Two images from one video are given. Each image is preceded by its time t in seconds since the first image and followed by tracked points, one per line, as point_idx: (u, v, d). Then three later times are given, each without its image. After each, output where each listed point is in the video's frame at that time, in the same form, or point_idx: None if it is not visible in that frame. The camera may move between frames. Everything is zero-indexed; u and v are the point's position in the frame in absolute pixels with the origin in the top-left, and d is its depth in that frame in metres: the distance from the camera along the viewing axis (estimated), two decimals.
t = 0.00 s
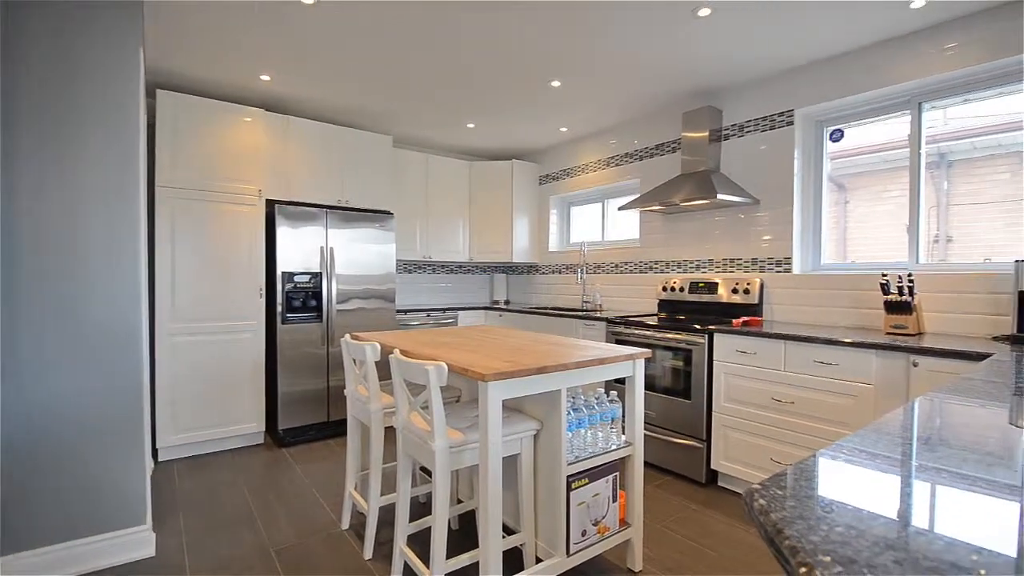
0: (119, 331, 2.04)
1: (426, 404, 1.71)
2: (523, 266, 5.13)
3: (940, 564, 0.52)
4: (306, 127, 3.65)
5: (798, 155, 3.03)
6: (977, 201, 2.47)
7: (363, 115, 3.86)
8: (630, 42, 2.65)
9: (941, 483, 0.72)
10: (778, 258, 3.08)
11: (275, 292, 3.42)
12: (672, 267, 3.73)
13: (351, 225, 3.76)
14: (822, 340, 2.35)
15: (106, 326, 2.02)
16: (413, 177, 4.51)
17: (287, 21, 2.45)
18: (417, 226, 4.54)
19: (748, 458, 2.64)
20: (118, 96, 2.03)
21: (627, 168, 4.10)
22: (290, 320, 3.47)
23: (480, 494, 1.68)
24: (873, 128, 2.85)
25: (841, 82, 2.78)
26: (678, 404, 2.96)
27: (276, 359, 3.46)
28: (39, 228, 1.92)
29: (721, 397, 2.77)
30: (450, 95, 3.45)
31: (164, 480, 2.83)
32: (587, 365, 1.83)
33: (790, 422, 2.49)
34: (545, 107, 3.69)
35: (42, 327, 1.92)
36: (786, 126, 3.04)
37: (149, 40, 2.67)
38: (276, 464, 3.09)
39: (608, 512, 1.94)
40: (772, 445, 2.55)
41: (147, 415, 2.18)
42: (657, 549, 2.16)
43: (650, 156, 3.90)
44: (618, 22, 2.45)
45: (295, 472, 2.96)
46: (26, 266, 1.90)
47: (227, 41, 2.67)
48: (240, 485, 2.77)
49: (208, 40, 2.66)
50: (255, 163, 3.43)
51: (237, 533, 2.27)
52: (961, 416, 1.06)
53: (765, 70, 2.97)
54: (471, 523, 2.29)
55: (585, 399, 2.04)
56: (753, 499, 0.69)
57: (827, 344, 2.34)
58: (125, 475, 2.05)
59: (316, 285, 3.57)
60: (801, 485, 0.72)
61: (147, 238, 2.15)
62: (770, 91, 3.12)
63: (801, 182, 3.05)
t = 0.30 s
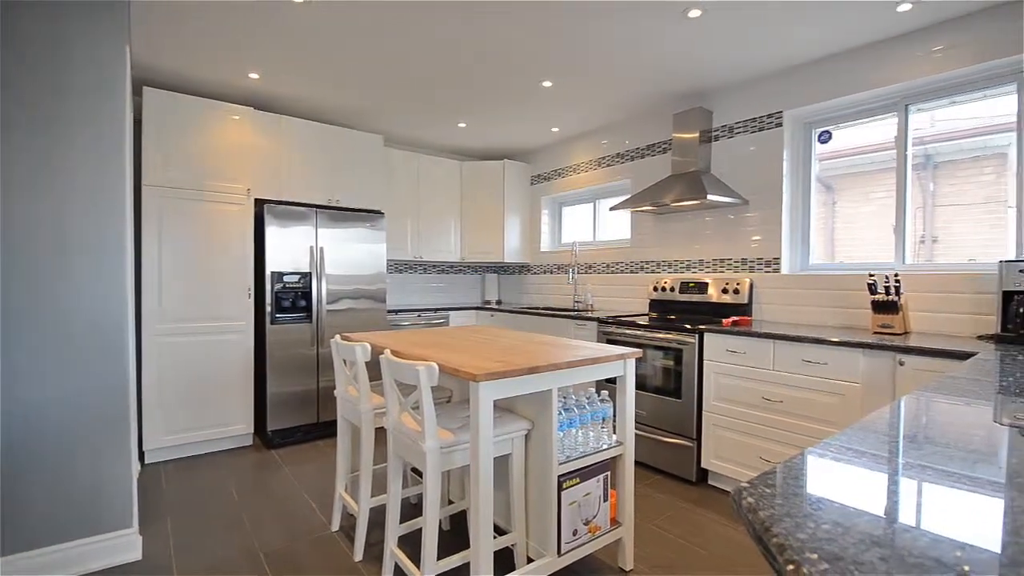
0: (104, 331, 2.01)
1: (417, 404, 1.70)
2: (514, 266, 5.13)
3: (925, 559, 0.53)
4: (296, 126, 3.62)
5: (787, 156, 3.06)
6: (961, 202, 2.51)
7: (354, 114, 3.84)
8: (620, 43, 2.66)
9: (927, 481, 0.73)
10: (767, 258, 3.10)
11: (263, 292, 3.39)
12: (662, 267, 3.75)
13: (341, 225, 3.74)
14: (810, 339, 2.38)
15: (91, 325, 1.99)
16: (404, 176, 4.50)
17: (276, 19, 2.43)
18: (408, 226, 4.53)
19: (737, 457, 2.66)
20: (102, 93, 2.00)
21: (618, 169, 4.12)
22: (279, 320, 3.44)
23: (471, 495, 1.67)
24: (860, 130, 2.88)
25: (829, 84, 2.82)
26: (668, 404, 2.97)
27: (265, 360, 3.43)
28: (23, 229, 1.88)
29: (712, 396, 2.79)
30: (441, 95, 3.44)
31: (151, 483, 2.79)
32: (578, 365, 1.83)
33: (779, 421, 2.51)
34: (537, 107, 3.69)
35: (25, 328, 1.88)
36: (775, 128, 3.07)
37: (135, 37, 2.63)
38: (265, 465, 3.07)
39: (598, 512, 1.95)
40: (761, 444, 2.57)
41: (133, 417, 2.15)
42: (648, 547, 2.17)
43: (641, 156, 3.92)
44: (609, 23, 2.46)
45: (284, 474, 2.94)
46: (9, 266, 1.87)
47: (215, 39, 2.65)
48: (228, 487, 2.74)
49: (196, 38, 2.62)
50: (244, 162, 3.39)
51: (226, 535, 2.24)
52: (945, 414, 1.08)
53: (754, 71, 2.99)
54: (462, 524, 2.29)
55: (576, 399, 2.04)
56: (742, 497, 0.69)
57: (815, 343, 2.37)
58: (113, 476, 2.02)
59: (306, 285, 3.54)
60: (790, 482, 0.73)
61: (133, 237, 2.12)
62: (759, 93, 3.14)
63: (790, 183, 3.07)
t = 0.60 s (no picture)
0: (88, 333, 1.98)
1: (407, 404, 1.70)
2: (505, 265, 5.13)
3: (909, 556, 0.53)
4: (285, 125, 3.59)
5: (775, 157, 3.08)
6: (946, 204, 2.54)
7: (343, 113, 3.82)
8: (610, 44, 2.67)
9: (913, 478, 0.73)
10: (756, 258, 3.13)
11: (251, 292, 3.36)
12: (653, 267, 3.76)
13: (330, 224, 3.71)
14: (798, 338, 2.40)
15: (74, 327, 1.96)
16: (394, 176, 4.48)
17: (264, 16, 2.41)
18: (398, 225, 4.51)
19: (727, 455, 2.68)
20: (86, 92, 1.97)
21: (608, 169, 4.13)
22: (267, 321, 3.40)
23: (461, 495, 1.67)
24: (847, 132, 2.92)
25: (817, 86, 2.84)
26: (659, 403, 2.99)
27: (253, 361, 3.39)
28: (9, 228, 1.86)
29: (701, 395, 2.80)
30: (432, 94, 3.43)
31: (136, 486, 2.75)
32: (568, 365, 1.83)
33: (767, 420, 2.53)
34: (527, 107, 3.69)
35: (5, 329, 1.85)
36: (764, 129, 3.09)
37: (120, 34, 2.59)
38: (254, 467, 3.04)
39: (589, 511, 1.95)
40: (750, 442, 2.59)
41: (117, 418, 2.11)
42: (638, 547, 2.18)
43: (631, 157, 3.94)
44: (599, 24, 2.47)
45: (273, 476, 2.91)
46: None
47: (202, 37, 2.62)
48: (215, 489, 2.71)
49: (183, 35, 2.59)
50: (232, 161, 3.36)
51: (213, 538, 2.22)
52: (929, 412, 1.09)
53: (743, 73, 3.02)
54: (452, 525, 2.28)
55: (566, 399, 2.05)
56: (729, 495, 0.70)
57: (803, 342, 2.39)
58: (101, 479, 1.99)
59: (294, 285, 3.51)
60: (779, 481, 0.74)
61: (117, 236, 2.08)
62: (748, 94, 3.17)
63: (778, 184, 3.10)
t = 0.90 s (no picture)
0: (73, 333, 1.95)
1: (397, 405, 1.69)
2: (496, 265, 5.13)
3: (894, 553, 0.54)
4: (274, 124, 3.56)
5: (764, 158, 3.11)
6: (931, 205, 2.58)
7: (333, 112, 3.80)
8: (600, 44, 2.68)
9: (899, 476, 0.74)
10: (745, 258, 3.16)
11: (239, 293, 3.32)
12: (643, 267, 3.78)
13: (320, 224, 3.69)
14: (786, 337, 2.42)
15: (58, 327, 1.92)
16: (385, 175, 4.46)
17: (252, 14, 2.38)
18: (389, 225, 4.49)
19: (717, 454, 2.70)
20: (68, 89, 1.93)
21: (599, 169, 4.15)
22: (256, 321, 3.37)
23: (452, 496, 1.67)
24: (835, 133, 2.95)
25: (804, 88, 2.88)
26: (649, 402, 3.00)
27: (241, 361, 3.36)
28: None
29: (691, 394, 2.82)
30: (422, 94, 3.42)
31: (122, 489, 2.72)
32: (559, 365, 1.84)
33: (756, 418, 2.56)
34: (518, 107, 3.69)
35: None
36: (752, 130, 3.12)
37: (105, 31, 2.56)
38: (242, 469, 3.01)
39: (580, 511, 1.96)
40: (739, 441, 2.62)
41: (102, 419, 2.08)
42: (629, 546, 2.18)
43: (622, 157, 3.95)
44: (589, 25, 2.48)
45: (261, 478, 2.88)
46: None
47: (189, 34, 2.59)
48: (203, 492, 2.68)
49: (169, 32, 2.56)
50: (220, 160, 3.32)
51: (200, 541, 2.19)
52: (914, 410, 1.11)
53: (731, 75, 3.05)
54: (443, 525, 2.27)
55: (557, 398, 2.05)
56: (718, 493, 0.70)
57: (792, 342, 2.41)
58: (86, 481, 1.96)
59: (283, 285, 3.48)
60: (768, 478, 0.74)
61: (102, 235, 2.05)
62: (737, 96, 3.19)
63: (767, 185, 3.13)
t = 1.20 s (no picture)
0: (59, 334, 1.92)
1: (389, 405, 1.69)
2: (489, 265, 5.12)
3: (882, 550, 0.54)
4: (265, 123, 3.54)
5: (756, 159, 3.13)
6: (919, 206, 2.61)
7: (325, 111, 3.77)
8: (593, 45, 2.69)
9: (888, 473, 0.75)
10: (737, 258, 3.18)
11: (229, 293, 3.29)
12: (635, 267, 3.79)
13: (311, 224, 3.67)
14: (777, 337, 2.44)
15: (45, 326, 1.90)
16: (378, 175, 4.44)
17: (243, 12, 2.37)
18: (381, 225, 4.47)
19: (709, 453, 2.71)
20: (54, 87, 1.91)
21: (592, 170, 4.16)
22: (246, 322, 3.35)
23: (444, 496, 1.66)
24: (825, 135, 2.98)
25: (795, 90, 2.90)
26: (641, 402, 3.01)
27: (232, 362, 3.33)
28: None
29: (684, 394, 2.84)
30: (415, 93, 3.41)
31: (110, 491, 2.68)
32: (552, 364, 1.84)
33: (747, 417, 2.57)
34: (511, 107, 3.69)
35: None
36: (744, 132, 3.14)
37: (92, 28, 2.53)
38: (233, 471, 2.98)
39: (572, 510, 1.96)
40: (731, 440, 2.63)
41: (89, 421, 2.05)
42: (621, 545, 2.19)
43: (614, 158, 3.96)
44: (581, 26, 2.48)
45: (252, 479, 2.86)
46: None
47: (178, 32, 2.56)
48: (192, 494, 2.66)
49: (158, 30, 2.53)
50: (210, 159, 3.29)
51: (189, 543, 2.17)
52: (903, 409, 1.12)
53: (723, 76, 3.06)
54: (436, 526, 2.27)
55: (550, 398, 2.05)
56: (709, 492, 0.70)
57: (782, 341, 2.43)
58: (72, 484, 1.93)
59: (274, 285, 3.46)
60: (758, 477, 0.75)
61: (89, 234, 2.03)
62: (729, 97, 3.21)
63: (758, 186, 3.15)
